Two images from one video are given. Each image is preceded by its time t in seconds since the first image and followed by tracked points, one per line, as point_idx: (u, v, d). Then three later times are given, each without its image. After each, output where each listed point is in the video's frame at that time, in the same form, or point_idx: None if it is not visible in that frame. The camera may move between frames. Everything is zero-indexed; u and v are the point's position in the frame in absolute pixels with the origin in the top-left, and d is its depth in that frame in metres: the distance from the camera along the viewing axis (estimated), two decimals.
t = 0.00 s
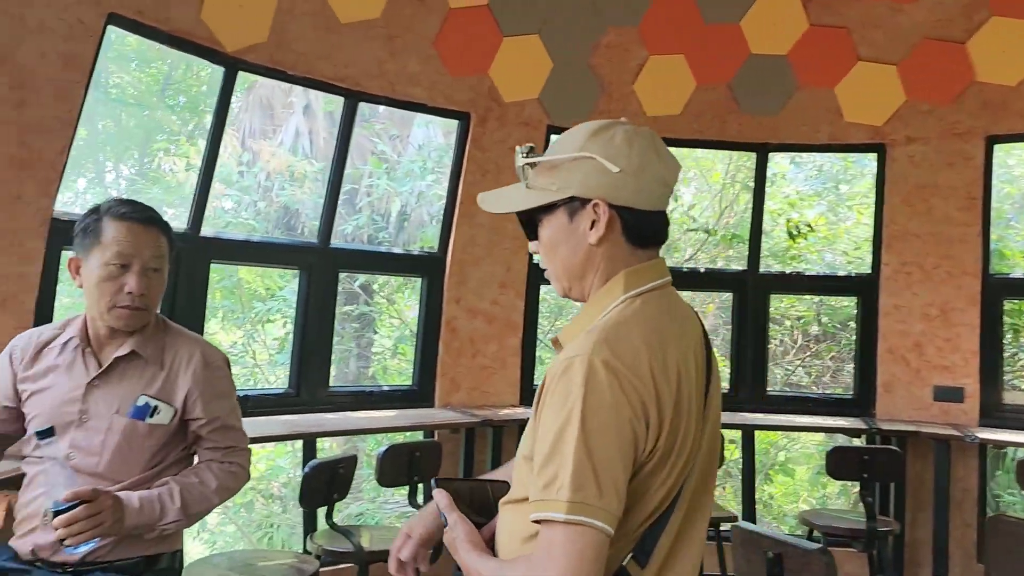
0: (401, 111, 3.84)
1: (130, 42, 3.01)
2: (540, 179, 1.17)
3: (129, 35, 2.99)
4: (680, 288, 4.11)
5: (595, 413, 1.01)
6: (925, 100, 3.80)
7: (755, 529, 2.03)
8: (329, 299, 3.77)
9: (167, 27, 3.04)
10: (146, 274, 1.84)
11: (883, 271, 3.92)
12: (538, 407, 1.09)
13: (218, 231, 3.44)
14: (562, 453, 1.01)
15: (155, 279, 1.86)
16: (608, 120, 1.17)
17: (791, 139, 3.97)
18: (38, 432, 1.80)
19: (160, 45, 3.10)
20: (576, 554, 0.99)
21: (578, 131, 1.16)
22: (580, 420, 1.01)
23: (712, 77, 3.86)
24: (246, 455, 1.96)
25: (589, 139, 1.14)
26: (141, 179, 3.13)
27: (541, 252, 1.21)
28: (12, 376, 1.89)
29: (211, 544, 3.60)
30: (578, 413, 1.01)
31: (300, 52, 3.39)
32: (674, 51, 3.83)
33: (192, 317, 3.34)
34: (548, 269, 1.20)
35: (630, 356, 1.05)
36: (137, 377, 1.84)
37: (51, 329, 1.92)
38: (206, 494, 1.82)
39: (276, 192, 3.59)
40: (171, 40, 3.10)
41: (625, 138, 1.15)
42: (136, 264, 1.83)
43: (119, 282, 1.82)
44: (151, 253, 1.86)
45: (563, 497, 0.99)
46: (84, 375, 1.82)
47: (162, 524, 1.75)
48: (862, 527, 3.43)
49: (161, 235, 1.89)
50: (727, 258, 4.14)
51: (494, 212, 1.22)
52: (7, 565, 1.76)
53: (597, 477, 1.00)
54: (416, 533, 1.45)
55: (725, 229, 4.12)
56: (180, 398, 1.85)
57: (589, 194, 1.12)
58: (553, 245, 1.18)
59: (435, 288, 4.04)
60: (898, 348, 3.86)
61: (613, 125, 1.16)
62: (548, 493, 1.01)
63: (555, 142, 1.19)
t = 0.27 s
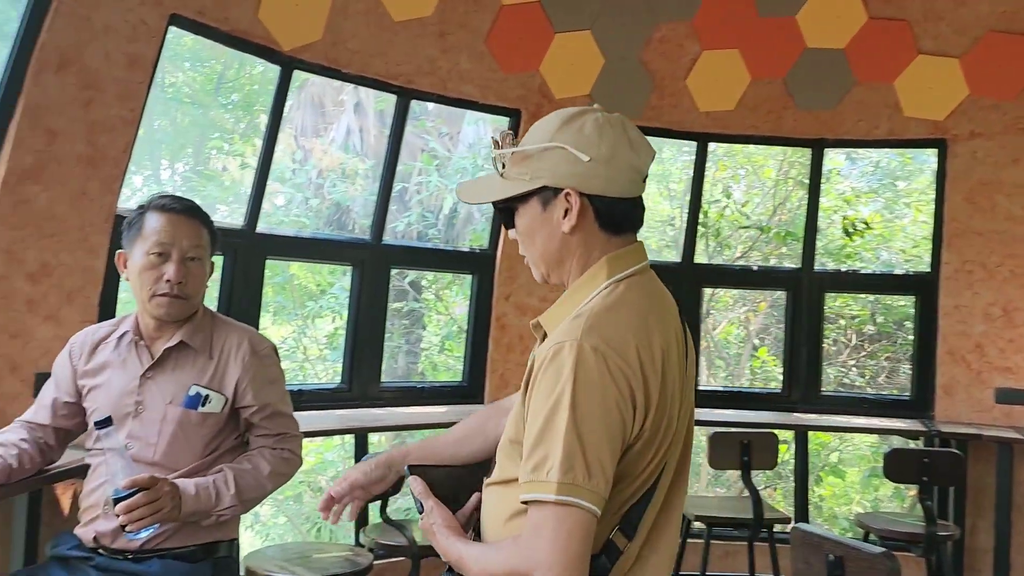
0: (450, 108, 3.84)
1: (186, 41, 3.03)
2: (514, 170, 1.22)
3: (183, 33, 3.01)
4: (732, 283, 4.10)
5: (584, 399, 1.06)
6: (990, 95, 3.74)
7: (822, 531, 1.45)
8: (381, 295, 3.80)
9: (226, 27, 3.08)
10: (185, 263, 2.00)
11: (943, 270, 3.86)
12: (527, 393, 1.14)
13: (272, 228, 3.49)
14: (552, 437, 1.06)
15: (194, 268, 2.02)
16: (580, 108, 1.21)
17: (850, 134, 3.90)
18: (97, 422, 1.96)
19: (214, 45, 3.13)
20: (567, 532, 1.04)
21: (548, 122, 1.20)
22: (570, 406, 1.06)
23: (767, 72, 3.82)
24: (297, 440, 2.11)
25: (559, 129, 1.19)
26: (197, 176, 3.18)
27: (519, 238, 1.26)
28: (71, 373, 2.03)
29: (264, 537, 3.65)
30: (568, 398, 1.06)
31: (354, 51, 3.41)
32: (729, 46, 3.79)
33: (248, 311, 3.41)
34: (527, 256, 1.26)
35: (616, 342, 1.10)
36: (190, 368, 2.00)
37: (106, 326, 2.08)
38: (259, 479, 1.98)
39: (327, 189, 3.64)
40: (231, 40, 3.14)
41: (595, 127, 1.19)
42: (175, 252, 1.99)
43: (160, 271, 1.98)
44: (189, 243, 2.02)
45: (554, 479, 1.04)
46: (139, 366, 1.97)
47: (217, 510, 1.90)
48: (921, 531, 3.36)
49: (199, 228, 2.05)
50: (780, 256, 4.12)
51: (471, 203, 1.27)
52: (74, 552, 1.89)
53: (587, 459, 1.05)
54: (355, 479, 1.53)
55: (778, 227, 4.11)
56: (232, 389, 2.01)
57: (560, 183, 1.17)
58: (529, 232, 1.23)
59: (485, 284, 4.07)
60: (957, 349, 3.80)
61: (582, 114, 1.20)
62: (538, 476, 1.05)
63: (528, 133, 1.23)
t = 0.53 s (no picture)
0: (493, 105, 3.83)
1: (231, 40, 3.05)
2: (517, 166, 1.24)
3: (229, 32, 3.03)
4: (777, 282, 4.12)
5: (623, 383, 1.09)
6: None
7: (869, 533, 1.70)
8: (425, 292, 3.84)
9: (275, 27, 3.11)
10: (219, 255, 1.98)
11: (996, 268, 3.86)
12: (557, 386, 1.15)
13: (319, 225, 3.55)
14: (598, 425, 1.08)
15: (229, 259, 1.99)
16: (583, 107, 1.22)
17: (899, 130, 3.89)
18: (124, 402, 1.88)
19: (259, 44, 3.14)
20: (623, 515, 1.06)
21: (550, 119, 1.22)
22: (611, 392, 1.08)
23: (817, 66, 3.82)
24: (335, 430, 2.04)
25: (561, 127, 1.20)
26: (243, 173, 3.22)
27: (521, 233, 1.29)
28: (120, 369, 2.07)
29: (308, 529, 3.67)
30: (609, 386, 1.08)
31: (399, 49, 3.43)
32: (777, 40, 3.78)
33: (296, 306, 3.48)
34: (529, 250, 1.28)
35: (643, 327, 1.13)
36: (227, 357, 1.98)
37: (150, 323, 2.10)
38: (288, 465, 1.90)
39: (372, 186, 3.67)
40: (277, 38, 3.17)
41: (597, 125, 1.20)
42: (210, 244, 1.97)
43: (195, 262, 1.96)
44: (223, 234, 1.99)
45: (606, 464, 1.06)
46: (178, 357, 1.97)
47: (245, 495, 1.85)
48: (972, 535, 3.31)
49: (233, 220, 2.03)
50: (826, 254, 4.12)
51: (475, 196, 1.30)
52: (127, 544, 1.90)
53: (633, 442, 1.08)
54: (336, 468, 1.57)
55: (825, 225, 4.10)
56: (266, 375, 1.98)
57: (560, 181, 1.19)
58: (531, 227, 1.26)
59: (526, 279, 4.10)
60: (1010, 350, 3.81)
61: (585, 111, 1.21)
62: (588, 463, 1.07)
63: (532, 130, 1.25)
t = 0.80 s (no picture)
0: (526, 104, 3.83)
1: (268, 40, 3.07)
2: (539, 174, 1.33)
3: (267, 32, 3.05)
4: (813, 282, 4.14)
5: (665, 371, 1.19)
6: None
7: (912, 537, 1.51)
8: (459, 289, 3.86)
9: (313, 27, 3.13)
10: (250, 254, 2.00)
11: None
12: (596, 375, 1.24)
13: (355, 224, 3.58)
14: (643, 409, 1.17)
15: (259, 258, 2.01)
16: (602, 120, 1.32)
17: (940, 128, 3.87)
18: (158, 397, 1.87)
19: (293, 43, 3.15)
20: (671, 492, 1.15)
21: (571, 131, 1.32)
22: (656, 379, 1.18)
23: (857, 64, 3.79)
24: (366, 421, 2.02)
25: (583, 138, 1.30)
26: (278, 172, 3.25)
27: (540, 237, 1.38)
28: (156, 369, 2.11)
29: (343, 525, 3.67)
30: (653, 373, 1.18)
31: (435, 49, 3.44)
32: (816, 37, 3.75)
33: (331, 303, 3.52)
34: (547, 253, 1.37)
35: (676, 321, 1.25)
36: (259, 353, 1.98)
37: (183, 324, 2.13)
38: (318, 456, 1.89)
39: (407, 184, 3.69)
40: (314, 38, 3.18)
41: (617, 137, 1.30)
42: (241, 244, 1.99)
43: (227, 263, 1.97)
44: (252, 234, 2.02)
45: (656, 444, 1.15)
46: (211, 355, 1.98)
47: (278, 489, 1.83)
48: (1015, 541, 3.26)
49: (259, 219, 2.05)
50: (864, 253, 4.13)
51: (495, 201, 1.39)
52: (169, 539, 1.91)
53: (677, 424, 1.18)
54: (322, 457, 1.72)
55: (863, 224, 4.12)
56: (296, 368, 1.98)
57: (585, 188, 1.29)
58: (552, 231, 1.35)
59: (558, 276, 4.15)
60: None
61: (604, 124, 1.32)
62: (637, 445, 1.15)
63: (551, 140, 1.35)
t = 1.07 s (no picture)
0: (551, 102, 3.83)
1: (295, 39, 3.09)
2: (558, 183, 1.41)
3: (295, 31, 3.07)
4: (841, 282, 4.11)
5: (679, 355, 1.28)
6: None
7: (944, 541, 1.43)
8: (485, 286, 3.88)
9: (341, 27, 3.14)
10: (273, 256, 1.94)
11: None
12: (612, 358, 1.31)
13: (381, 222, 3.60)
14: (659, 389, 1.25)
15: (281, 260, 1.95)
16: (617, 133, 1.40)
17: (972, 126, 3.86)
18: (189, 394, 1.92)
19: (322, 42, 3.17)
20: (683, 466, 1.23)
21: (589, 143, 1.39)
22: (670, 361, 1.27)
23: (887, 62, 3.77)
24: (389, 418, 2.00)
25: (601, 150, 1.38)
26: (304, 170, 3.28)
27: (557, 241, 1.45)
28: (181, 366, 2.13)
29: (368, 521, 3.69)
30: (668, 356, 1.26)
31: (461, 47, 3.45)
32: (845, 34, 3.72)
33: (357, 299, 3.55)
34: (564, 257, 1.45)
35: (687, 312, 1.34)
36: (282, 351, 1.97)
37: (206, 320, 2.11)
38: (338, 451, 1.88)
39: (433, 182, 3.70)
40: (341, 37, 3.19)
41: (631, 149, 1.38)
42: (264, 246, 1.93)
43: (250, 266, 1.92)
44: (275, 235, 1.96)
45: (671, 420, 1.22)
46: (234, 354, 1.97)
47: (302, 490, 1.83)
48: None
49: (281, 218, 1.98)
50: (893, 252, 4.11)
51: (515, 208, 1.46)
52: (196, 535, 1.90)
53: (688, 404, 1.26)
54: (330, 445, 1.77)
55: (893, 223, 4.10)
56: (319, 366, 1.96)
57: (602, 196, 1.36)
58: (570, 235, 1.42)
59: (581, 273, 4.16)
60: None
61: (619, 136, 1.40)
62: (653, 421, 1.23)
63: (569, 151, 1.42)
